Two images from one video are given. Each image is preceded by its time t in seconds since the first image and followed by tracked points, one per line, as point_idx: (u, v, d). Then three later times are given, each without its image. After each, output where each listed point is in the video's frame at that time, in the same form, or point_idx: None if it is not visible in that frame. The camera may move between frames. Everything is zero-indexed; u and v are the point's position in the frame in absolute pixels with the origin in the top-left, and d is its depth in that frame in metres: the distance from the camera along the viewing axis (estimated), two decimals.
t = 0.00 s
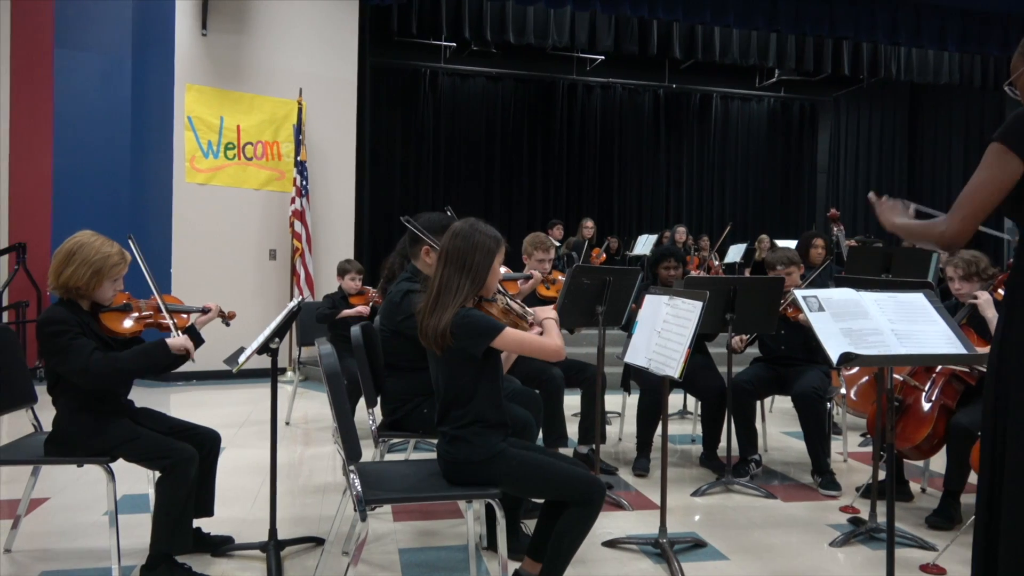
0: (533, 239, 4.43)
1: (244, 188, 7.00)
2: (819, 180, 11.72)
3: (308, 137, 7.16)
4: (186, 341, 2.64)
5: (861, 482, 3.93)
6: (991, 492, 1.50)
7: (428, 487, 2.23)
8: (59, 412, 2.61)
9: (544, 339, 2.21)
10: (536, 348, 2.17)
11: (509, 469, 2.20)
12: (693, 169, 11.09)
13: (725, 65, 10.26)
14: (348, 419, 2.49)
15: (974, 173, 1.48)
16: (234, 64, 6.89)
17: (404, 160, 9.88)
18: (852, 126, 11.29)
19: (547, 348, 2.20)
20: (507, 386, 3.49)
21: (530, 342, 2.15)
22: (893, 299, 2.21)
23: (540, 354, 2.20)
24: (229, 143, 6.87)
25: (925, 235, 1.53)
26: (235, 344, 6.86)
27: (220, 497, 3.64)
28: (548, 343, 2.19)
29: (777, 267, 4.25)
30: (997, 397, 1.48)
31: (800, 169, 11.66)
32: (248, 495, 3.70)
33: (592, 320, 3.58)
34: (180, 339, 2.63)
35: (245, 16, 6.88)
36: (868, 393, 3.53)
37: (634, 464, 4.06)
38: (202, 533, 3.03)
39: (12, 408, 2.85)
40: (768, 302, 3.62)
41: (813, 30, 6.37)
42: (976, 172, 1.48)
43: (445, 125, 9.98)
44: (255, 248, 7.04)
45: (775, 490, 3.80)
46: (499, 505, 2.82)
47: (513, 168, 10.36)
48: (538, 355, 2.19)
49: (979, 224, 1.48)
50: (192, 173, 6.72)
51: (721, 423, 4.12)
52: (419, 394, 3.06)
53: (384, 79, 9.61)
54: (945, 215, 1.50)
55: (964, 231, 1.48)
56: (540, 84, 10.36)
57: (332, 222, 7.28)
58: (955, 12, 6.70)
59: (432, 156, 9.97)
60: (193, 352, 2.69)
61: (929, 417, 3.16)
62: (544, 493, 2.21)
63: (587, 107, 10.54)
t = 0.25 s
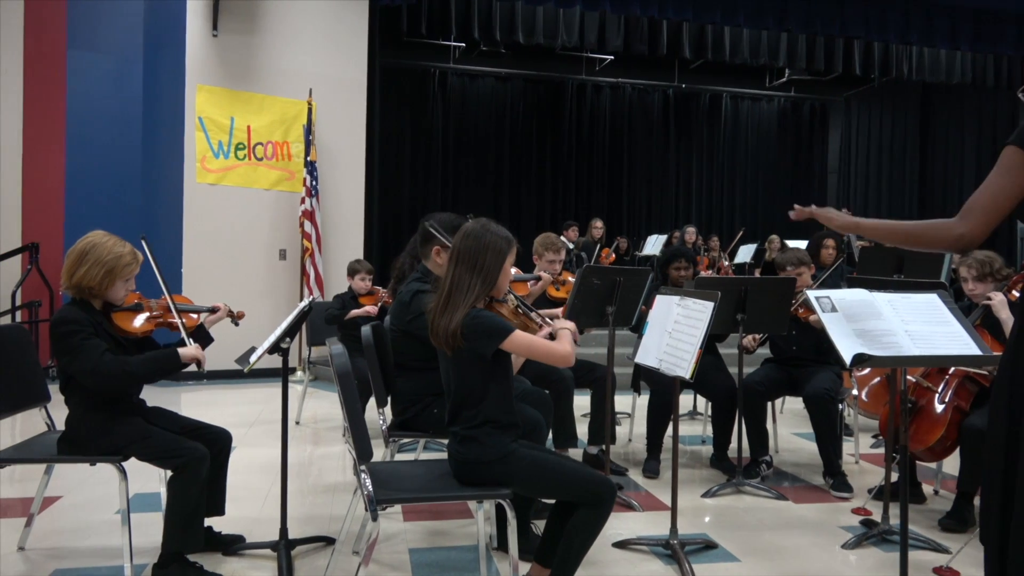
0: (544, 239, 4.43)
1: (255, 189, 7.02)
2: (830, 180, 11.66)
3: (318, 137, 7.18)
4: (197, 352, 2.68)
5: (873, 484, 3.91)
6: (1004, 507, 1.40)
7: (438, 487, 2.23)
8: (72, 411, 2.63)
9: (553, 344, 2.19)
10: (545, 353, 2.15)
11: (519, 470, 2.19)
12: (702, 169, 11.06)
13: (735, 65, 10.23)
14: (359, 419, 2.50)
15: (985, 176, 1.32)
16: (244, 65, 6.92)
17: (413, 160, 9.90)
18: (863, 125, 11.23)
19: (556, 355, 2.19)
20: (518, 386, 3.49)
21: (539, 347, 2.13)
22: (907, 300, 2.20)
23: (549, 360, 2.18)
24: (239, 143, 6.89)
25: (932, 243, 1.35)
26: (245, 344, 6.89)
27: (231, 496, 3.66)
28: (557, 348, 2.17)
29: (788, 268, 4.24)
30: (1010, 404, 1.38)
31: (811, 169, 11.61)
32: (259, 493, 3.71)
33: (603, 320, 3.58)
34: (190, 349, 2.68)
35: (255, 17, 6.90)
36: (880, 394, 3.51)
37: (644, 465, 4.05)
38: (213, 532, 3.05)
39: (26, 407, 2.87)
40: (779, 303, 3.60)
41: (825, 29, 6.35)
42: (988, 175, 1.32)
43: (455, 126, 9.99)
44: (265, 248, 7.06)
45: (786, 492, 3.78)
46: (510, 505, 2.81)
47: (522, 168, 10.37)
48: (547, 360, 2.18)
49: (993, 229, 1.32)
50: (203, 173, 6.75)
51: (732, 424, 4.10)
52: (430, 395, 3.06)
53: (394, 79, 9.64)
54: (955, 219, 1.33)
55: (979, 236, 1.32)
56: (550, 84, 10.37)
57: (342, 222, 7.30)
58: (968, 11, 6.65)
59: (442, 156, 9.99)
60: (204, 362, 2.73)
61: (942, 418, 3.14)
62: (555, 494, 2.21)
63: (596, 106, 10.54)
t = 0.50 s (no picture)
0: (553, 240, 4.42)
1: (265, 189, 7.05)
2: (841, 180, 11.60)
3: (328, 138, 7.20)
4: (211, 363, 2.67)
5: (883, 487, 3.88)
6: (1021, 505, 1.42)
7: (447, 487, 2.24)
8: (84, 410, 2.64)
9: (558, 351, 2.17)
10: (548, 357, 2.13)
11: (528, 470, 2.19)
12: (712, 169, 11.03)
13: (745, 65, 10.20)
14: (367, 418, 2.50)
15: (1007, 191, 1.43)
16: (255, 66, 6.95)
17: (422, 160, 9.92)
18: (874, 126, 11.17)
19: (559, 360, 2.16)
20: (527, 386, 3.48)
21: (545, 350, 2.12)
22: (919, 301, 2.18)
23: (552, 365, 2.16)
24: (249, 144, 6.94)
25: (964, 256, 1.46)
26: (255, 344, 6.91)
27: (240, 496, 3.67)
28: (561, 354, 2.15)
29: (798, 269, 4.21)
30: None
31: (821, 169, 11.54)
32: (268, 493, 3.73)
33: (611, 321, 3.57)
34: (205, 360, 2.67)
35: (266, 18, 6.94)
36: (890, 396, 3.48)
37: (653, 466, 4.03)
38: (223, 531, 3.06)
39: (38, 405, 2.89)
40: (788, 304, 3.58)
41: (835, 29, 6.32)
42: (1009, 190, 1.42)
43: (463, 126, 10.00)
44: (275, 248, 7.09)
45: (796, 494, 3.76)
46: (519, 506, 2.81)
47: (531, 169, 10.37)
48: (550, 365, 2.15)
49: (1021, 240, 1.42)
50: (214, 174, 6.81)
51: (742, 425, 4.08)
52: (439, 395, 3.06)
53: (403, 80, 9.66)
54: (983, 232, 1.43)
55: (1007, 248, 1.41)
56: (558, 85, 10.36)
57: (351, 223, 7.32)
58: (981, 10, 6.60)
59: (451, 156, 10.00)
60: (220, 375, 2.72)
61: (954, 420, 3.12)
62: (564, 494, 2.20)
63: (605, 107, 10.52)
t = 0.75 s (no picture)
0: (559, 240, 4.42)
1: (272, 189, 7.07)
2: (849, 181, 11.55)
3: (335, 138, 7.22)
4: (217, 341, 2.60)
5: (891, 489, 3.86)
6: None
7: (454, 487, 2.24)
8: (94, 408, 2.66)
9: (569, 345, 2.19)
10: (559, 352, 2.14)
11: (535, 470, 2.19)
12: (719, 170, 11.00)
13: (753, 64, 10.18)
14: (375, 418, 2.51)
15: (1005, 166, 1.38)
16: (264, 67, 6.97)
17: (429, 160, 9.93)
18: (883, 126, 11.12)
19: (570, 355, 2.17)
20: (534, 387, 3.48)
21: (554, 347, 2.13)
22: (928, 302, 2.17)
23: (565, 361, 2.17)
24: (257, 144, 6.94)
25: (945, 219, 1.43)
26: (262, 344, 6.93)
27: (248, 495, 3.68)
28: (573, 350, 2.17)
29: (806, 269, 4.19)
30: None
31: (829, 170, 11.50)
32: (275, 492, 3.74)
33: (618, 322, 3.57)
34: (210, 338, 2.60)
35: (274, 19, 6.96)
36: (899, 397, 3.47)
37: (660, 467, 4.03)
38: (231, 530, 3.07)
39: (49, 403, 2.91)
40: (796, 305, 3.57)
41: (844, 29, 6.29)
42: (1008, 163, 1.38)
43: (470, 127, 10.01)
44: (283, 248, 7.10)
45: (804, 495, 3.75)
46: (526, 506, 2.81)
47: (538, 169, 10.37)
48: (562, 360, 2.17)
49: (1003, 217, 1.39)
50: (221, 174, 6.81)
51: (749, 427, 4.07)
52: (446, 395, 3.07)
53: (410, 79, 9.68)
54: (970, 204, 1.40)
55: (986, 224, 1.38)
56: (565, 85, 10.36)
57: (358, 222, 7.33)
58: (991, 9, 6.56)
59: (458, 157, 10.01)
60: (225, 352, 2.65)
61: (964, 422, 3.10)
62: (571, 495, 2.20)
63: (612, 107, 10.51)
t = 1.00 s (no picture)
0: (567, 241, 4.41)
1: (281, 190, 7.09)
2: (859, 181, 11.48)
3: (343, 138, 7.23)
4: (223, 341, 2.68)
5: (901, 491, 3.84)
6: None
7: (463, 487, 2.24)
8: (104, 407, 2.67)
9: (578, 345, 2.20)
10: (568, 352, 2.15)
11: (544, 471, 2.19)
12: (728, 170, 10.97)
13: (762, 64, 10.14)
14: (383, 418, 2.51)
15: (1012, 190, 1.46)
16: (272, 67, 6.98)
17: (436, 160, 9.95)
18: (893, 126, 11.06)
19: (580, 355, 2.18)
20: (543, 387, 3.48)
21: (563, 347, 2.13)
22: (937, 303, 2.16)
23: (575, 361, 2.18)
24: (266, 144, 6.96)
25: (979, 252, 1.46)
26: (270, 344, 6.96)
27: (256, 494, 3.70)
28: (583, 350, 2.18)
29: (817, 270, 4.17)
30: None
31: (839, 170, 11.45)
32: (284, 491, 3.75)
33: (627, 322, 3.55)
34: (216, 338, 2.68)
35: (283, 19, 6.97)
36: (909, 399, 3.45)
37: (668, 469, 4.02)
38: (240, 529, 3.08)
39: (59, 402, 2.93)
40: (806, 305, 3.56)
41: (855, 29, 6.25)
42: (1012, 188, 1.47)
43: (478, 126, 10.01)
44: (291, 248, 7.12)
45: (813, 497, 3.73)
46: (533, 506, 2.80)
47: (545, 169, 10.36)
48: (572, 360, 2.17)
49: None
50: (231, 174, 6.84)
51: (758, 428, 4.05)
52: (453, 395, 3.07)
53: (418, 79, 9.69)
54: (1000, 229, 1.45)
55: None
56: (573, 84, 10.35)
57: (366, 223, 7.35)
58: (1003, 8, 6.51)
59: (465, 156, 10.02)
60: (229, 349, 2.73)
61: (975, 425, 3.08)
62: (579, 495, 2.20)
63: (620, 106, 10.50)
